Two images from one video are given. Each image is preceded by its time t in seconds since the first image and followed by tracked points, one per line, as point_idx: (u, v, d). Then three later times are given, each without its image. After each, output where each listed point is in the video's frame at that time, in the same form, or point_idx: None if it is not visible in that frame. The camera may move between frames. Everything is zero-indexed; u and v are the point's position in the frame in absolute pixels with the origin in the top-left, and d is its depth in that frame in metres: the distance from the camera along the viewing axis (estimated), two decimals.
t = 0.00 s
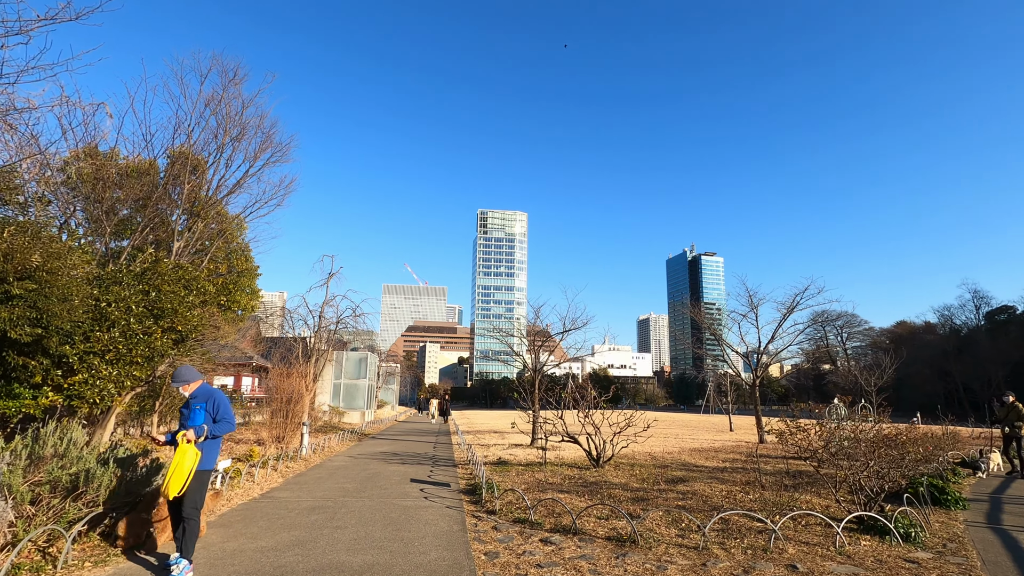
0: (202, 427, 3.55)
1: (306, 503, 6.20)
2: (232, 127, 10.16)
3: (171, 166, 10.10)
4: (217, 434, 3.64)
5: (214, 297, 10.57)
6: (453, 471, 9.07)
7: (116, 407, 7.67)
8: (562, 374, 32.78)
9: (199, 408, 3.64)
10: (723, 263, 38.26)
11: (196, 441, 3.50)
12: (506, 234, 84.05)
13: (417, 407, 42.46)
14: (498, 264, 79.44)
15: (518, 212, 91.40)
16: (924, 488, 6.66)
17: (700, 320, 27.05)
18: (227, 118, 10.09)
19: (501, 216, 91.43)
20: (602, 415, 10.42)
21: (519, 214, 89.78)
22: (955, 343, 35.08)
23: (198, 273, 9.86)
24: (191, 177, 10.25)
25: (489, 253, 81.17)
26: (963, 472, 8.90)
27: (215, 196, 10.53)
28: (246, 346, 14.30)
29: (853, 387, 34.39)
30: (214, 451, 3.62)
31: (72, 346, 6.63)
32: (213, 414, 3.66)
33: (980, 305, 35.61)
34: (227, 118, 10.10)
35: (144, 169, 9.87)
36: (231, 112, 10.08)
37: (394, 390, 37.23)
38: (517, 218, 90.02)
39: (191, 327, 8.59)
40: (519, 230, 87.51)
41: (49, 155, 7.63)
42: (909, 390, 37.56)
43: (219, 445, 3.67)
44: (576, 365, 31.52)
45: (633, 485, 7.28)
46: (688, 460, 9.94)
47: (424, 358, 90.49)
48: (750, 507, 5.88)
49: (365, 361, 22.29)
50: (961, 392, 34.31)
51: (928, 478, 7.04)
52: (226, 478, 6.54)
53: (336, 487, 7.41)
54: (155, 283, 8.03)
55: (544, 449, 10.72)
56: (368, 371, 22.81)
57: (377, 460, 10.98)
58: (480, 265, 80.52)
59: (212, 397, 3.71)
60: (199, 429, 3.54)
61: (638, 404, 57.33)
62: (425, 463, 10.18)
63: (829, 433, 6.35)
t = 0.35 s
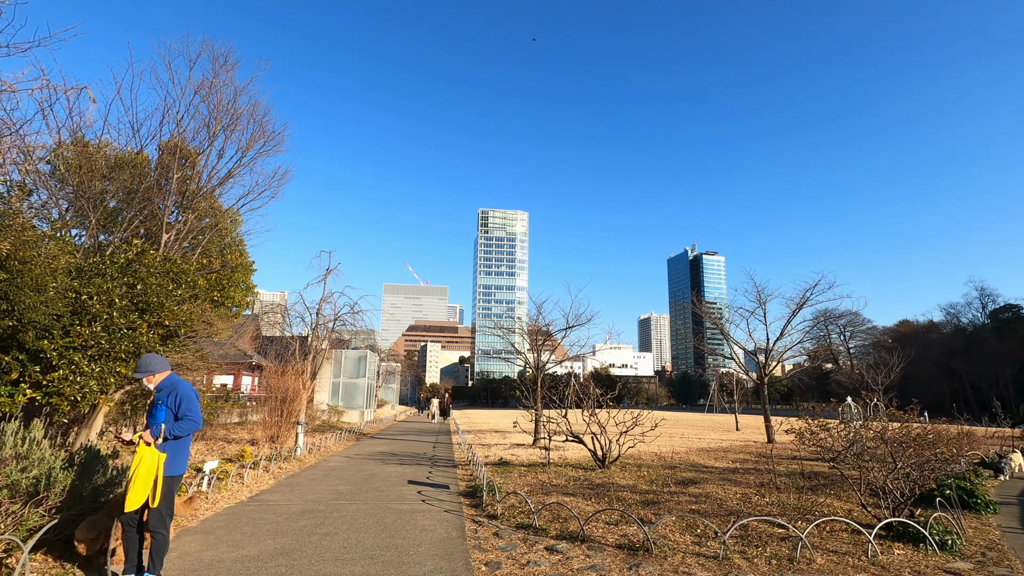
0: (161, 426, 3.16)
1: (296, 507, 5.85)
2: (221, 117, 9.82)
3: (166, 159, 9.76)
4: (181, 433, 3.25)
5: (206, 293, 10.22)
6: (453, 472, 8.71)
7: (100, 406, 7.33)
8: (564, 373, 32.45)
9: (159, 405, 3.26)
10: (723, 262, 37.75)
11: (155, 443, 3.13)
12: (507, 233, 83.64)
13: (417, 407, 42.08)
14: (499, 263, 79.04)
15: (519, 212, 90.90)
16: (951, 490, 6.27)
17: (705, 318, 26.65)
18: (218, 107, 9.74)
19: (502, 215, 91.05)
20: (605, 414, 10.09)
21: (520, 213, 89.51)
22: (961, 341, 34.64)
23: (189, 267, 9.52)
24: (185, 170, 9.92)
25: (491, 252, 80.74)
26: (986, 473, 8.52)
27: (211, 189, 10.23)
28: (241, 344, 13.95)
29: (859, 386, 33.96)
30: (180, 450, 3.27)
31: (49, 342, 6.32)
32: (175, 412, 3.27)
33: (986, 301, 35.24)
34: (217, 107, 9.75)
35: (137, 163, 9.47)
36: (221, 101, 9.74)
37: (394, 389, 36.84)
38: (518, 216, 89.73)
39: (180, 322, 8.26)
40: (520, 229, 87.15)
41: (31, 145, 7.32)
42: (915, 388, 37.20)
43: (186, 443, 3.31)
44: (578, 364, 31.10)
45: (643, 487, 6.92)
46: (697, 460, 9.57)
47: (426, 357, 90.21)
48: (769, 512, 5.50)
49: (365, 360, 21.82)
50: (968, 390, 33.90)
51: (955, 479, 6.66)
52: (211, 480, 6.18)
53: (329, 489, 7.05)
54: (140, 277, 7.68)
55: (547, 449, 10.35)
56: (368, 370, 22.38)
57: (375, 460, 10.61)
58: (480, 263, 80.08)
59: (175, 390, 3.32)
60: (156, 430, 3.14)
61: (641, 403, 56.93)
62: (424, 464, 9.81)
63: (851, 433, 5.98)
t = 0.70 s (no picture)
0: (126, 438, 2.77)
1: (286, 519, 5.46)
2: (212, 108, 9.44)
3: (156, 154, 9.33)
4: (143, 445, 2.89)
5: (196, 292, 9.83)
6: (453, 478, 8.32)
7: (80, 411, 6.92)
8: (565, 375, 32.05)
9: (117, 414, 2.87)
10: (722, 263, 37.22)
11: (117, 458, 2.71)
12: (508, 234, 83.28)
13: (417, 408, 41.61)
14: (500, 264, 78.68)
15: (519, 213, 90.53)
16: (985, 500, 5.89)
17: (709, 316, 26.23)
18: (208, 98, 9.37)
19: (502, 216, 90.71)
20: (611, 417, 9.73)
21: (520, 214, 89.19)
22: (968, 340, 34.27)
23: (178, 266, 9.14)
24: (177, 168, 9.45)
25: (491, 254, 80.38)
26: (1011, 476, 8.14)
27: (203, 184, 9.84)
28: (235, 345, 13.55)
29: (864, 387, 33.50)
30: (138, 464, 2.91)
31: (22, 344, 5.92)
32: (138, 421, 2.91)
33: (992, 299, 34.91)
34: (207, 98, 9.37)
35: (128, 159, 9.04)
36: (212, 92, 9.36)
37: (394, 392, 36.41)
38: (518, 217, 89.42)
39: (167, 322, 7.90)
40: (520, 230, 86.82)
41: (14, 134, 6.96)
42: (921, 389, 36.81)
43: (144, 457, 2.95)
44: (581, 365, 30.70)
45: (654, 495, 6.53)
46: (707, 465, 9.19)
47: (427, 359, 89.75)
48: (794, 523, 5.11)
49: (364, 362, 21.45)
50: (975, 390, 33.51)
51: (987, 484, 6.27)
52: (197, 489, 5.80)
53: (322, 497, 6.66)
54: (124, 274, 7.30)
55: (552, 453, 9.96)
56: (366, 372, 22.01)
57: (372, 465, 10.24)
58: (480, 264, 79.69)
59: (132, 397, 2.97)
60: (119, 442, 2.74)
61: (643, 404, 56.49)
62: (423, 469, 9.43)
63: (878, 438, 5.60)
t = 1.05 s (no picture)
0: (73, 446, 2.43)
1: (286, 528, 5.11)
2: (211, 101, 9.15)
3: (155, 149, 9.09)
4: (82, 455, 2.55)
5: (196, 291, 9.53)
6: (464, 482, 7.96)
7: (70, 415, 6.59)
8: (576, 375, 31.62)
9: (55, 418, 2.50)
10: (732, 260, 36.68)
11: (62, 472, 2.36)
12: (516, 234, 82.93)
13: (426, 410, 41.33)
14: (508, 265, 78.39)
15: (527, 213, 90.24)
16: None
17: (722, 314, 25.71)
18: (207, 91, 9.08)
19: (510, 216, 90.43)
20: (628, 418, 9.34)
21: (528, 214, 88.90)
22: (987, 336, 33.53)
23: (176, 263, 8.84)
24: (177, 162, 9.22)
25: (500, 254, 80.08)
26: None
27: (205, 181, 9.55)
28: (241, 346, 13.28)
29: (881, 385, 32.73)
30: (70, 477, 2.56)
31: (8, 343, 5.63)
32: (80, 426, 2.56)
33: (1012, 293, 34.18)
34: (207, 91, 9.09)
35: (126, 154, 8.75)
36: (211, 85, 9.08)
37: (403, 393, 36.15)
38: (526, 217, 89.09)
39: (165, 322, 7.59)
40: (528, 230, 86.56)
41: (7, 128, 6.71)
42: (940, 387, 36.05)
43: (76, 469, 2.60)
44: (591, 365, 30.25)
45: (678, 501, 6.13)
46: (730, 468, 8.76)
47: (435, 360, 89.57)
48: (837, 532, 4.69)
49: (372, 363, 21.18)
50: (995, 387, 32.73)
51: None
52: (194, 497, 5.47)
53: (326, 504, 6.31)
54: (117, 272, 6.99)
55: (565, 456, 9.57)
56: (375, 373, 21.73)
57: (380, 469, 9.90)
58: (489, 265, 79.39)
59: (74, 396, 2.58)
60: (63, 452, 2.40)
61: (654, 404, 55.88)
62: (433, 473, 9.08)
63: (924, 439, 5.17)
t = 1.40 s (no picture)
0: None
1: (286, 535, 4.82)
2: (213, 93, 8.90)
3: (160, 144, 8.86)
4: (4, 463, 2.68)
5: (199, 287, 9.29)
6: (475, 485, 7.63)
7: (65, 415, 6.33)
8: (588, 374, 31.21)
9: None
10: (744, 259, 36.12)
11: None
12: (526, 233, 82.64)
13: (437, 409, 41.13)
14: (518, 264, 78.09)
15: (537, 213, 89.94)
16: None
17: (736, 312, 25.20)
18: (209, 83, 8.83)
19: (520, 215, 90.13)
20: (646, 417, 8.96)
21: (538, 213, 88.54)
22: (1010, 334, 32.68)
23: (179, 258, 8.60)
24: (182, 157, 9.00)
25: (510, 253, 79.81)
26: None
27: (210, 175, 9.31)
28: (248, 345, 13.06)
29: (901, 384, 31.98)
30: None
31: None
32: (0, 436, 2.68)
33: None
34: (209, 83, 8.84)
35: (128, 147, 8.54)
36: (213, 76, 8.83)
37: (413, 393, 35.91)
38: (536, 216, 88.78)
39: (165, 318, 7.33)
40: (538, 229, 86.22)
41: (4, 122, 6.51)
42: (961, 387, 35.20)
43: None
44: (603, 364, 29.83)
45: (703, 506, 5.75)
46: (754, 470, 8.35)
47: (446, 360, 89.43)
48: (881, 542, 4.30)
49: (381, 362, 20.94)
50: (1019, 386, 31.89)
51: None
52: (192, 499, 5.18)
53: (330, 508, 6.00)
54: (114, 266, 6.74)
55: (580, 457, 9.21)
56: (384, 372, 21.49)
57: (389, 470, 9.60)
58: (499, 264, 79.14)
59: None
60: None
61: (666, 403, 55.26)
62: (443, 474, 8.76)
63: (974, 441, 4.74)
